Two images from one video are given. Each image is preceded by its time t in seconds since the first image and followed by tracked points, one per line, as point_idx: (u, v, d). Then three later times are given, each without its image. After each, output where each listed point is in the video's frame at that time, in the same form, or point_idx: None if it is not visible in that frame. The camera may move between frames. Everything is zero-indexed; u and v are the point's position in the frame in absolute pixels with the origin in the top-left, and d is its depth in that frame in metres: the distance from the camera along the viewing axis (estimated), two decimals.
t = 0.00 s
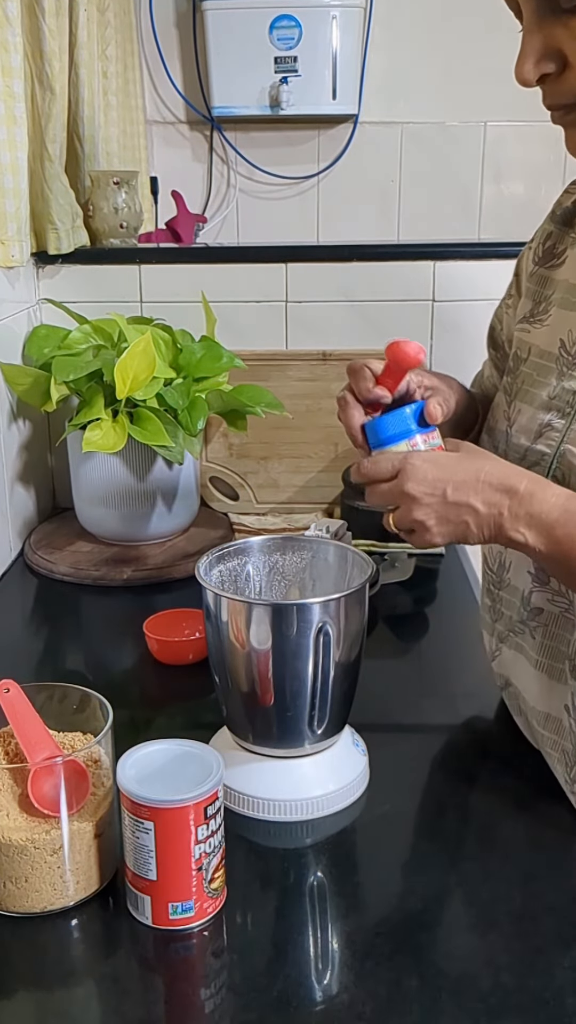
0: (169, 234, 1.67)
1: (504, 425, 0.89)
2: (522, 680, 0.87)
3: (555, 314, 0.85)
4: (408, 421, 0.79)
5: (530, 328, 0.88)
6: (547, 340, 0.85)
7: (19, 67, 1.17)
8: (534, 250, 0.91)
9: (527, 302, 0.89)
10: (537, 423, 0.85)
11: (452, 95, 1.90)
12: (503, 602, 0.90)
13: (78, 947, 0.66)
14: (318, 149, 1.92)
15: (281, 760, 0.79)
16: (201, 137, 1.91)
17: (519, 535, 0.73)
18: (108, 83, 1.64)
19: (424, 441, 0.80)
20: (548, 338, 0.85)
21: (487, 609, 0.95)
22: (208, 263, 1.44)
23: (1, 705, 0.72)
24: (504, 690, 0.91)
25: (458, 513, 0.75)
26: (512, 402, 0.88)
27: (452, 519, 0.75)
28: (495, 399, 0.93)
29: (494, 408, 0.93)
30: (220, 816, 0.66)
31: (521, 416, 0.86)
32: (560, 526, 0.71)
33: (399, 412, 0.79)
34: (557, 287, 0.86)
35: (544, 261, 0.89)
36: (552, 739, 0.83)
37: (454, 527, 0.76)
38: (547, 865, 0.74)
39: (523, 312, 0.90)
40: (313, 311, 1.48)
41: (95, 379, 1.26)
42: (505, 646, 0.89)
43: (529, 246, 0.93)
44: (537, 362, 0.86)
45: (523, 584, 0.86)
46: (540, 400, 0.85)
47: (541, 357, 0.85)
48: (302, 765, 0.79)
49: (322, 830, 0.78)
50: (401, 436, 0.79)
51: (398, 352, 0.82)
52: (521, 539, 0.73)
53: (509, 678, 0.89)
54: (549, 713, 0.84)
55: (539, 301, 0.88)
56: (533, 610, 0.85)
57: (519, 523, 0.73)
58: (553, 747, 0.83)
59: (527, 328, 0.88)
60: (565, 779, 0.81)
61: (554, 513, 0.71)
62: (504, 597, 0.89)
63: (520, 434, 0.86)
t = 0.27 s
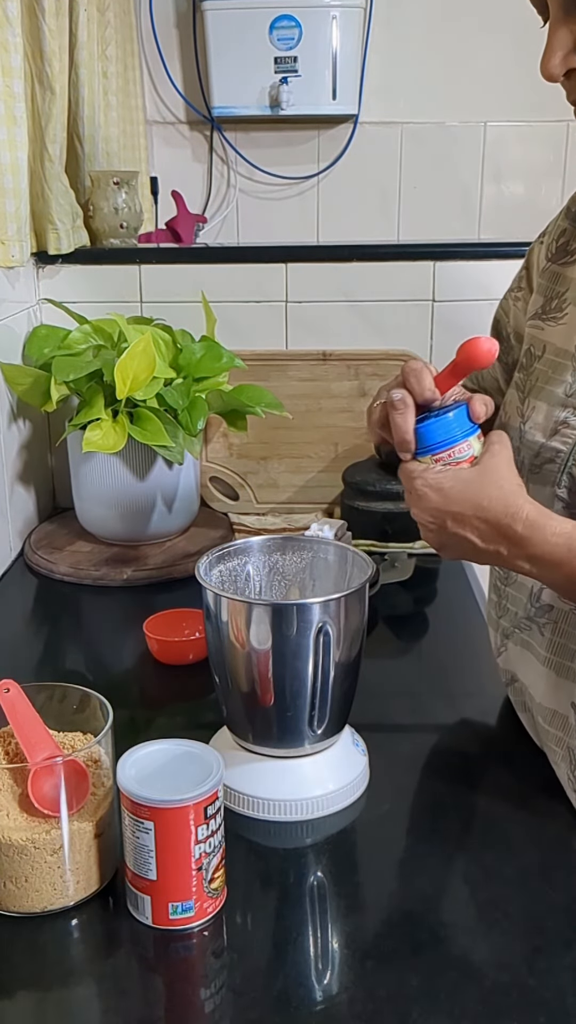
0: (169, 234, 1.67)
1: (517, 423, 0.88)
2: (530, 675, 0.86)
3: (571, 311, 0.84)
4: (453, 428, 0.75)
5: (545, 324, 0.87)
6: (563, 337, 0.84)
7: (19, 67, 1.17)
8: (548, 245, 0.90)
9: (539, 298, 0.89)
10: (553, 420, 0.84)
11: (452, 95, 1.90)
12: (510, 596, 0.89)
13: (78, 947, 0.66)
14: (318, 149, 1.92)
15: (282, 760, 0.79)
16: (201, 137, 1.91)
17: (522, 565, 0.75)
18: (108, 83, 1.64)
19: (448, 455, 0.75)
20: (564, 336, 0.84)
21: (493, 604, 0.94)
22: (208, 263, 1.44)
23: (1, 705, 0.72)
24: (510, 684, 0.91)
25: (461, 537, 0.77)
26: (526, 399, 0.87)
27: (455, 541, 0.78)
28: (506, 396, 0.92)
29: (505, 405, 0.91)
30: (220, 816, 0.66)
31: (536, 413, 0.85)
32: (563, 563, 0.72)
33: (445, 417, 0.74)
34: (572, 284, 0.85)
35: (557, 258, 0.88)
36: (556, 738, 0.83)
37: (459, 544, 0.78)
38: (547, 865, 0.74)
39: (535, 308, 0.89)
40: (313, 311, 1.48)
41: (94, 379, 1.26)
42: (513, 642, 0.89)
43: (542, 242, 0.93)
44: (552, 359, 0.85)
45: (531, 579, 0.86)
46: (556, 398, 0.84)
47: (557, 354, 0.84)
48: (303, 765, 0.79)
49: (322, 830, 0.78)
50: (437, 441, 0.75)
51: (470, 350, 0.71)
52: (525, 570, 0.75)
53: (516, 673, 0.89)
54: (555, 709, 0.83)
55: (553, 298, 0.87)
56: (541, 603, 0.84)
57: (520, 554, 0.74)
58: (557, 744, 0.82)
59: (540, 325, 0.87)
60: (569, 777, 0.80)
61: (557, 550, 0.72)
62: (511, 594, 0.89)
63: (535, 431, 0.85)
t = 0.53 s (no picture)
0: (169, 234, 1.67)
1: (518, 420, 0.88)
2: (531, 675, 0.86)
3: (573, 309, 0.84)
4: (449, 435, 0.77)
5: (545, 321, 0.86)
6: (564, 335, 0.84)
7: (19, 67, 1.17)
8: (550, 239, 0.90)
9: (539, 294, 0.88)
10: (556, 419, 0.84)
11: (452, 95, 1.90)
12: (513, 600, 0.89)
13: (78, 947, 0.66)
14: (318, 149, 1.92)
15: (282, 760, 0.79)
16: (201, 137, 1.91)
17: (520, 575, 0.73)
18: (108, 83, 1.64)
19: (446, 461, 0.77)
20: (566, 334, 0.84)
21: (494, 605, 0.94)
22: (208, 263, 1.44)
23: (2, 705, 0.72)
24: (510, 683, 0.91)
25: (460, 546, 0.76)
26: (527, 396, 0.87)
27: (454, 551, 0.77)
28: (507, 391, 0.92)
29: (506, 401, 0.91)
30: (220, 816, 0.66)
31: (539, 411, 0.86)
32: (564, 573, 0.70)
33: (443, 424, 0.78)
34: (573, 281, 0.85)
35: (559, 254, 0.88)
36: (558, 738, 0.83)
37: (457, 555, 0.77)
38: (547, 865, 0.74)
39: (534, 305, 0.89)
40: (313, 311, 1.48)
41: (95, 379, 1.26)
42: (516, 640, 0.89)
43: (543, 234, 0.93)
44: (553, 356, 0.85)
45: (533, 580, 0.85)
46: (558, 396, 0.84)
47: (559, 352, 0.84)
48: (303, 765, 0.79)
49: (322, 830, 0.78)
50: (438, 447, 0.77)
51: (480, 307, 0.77)
52: (524, 580, 0.73)
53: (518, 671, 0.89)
54: (555, 709, 0.83)
55: (553, 294, 0.87)
56: (544, 604, 0.83)
57: (518, 564, 0.72)
58: (558, 743, 0.83)
59: (541, 321, 0.87)
60: (569, 776, 0.81)
61: (558, 559, 0.70)
62: (513, 593, 0.89)
63: (538, 429, 0.85)
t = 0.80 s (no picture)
0: (169, 234, 1.67)
1: (521, 419, 0.88)
2: (533, 673, 0.86)
3: None
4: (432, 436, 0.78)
5: (547, 319, 0.86)
6: (567, 334, 0.84)
7: (19, 67, 1.17)
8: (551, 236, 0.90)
9: (539, 291, 0.88)
10: (560, 419, 0.84)
11: (452, 95, 1.90)
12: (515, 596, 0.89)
13: (78, 947, 0.66)
14: (318, 149, 1.92)
15: (282, 760, 0.79)
16: (201, 137, 1.91)
17: (529, 554, 0.72)
18: (108, 83, 1.64)
19: (434, 458, 0.78)
20: (569, 332, 0.84)
21: (496, 604, 0.94)
22: (208, 263, 1.44)
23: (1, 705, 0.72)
24: (511, 683, 0.91)
25: (462, 529, 0.75)
26: (530, 395, 0.87)
27: (455, 537, 0.75)
28: (509, 389, 0.91)
29: (509, 398, 0.91)
30: (220, 816, 0.66)
31: (542, 411, 0.86)
32: None
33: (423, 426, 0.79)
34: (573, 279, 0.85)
35: (560, 251, 0.88)
36: (560, 737, 0.83)
37: (461, 543, 0.76)
38: (547, 865, 0.74)
39: (535, 303, 0.89)
40: (313, 311, 1.48)
41: (94, 379, 1.26)
42: (518, 639, 0.89)
43: (544, 229, 0.93)
44: (556, 355, 0.85)
45: (537, 578, 0.85)
46: (561, 396, 0.84)
47: (561, 351, 0.84)
48: (303, 765, 0.79)
49: (322, 830, 0.78)
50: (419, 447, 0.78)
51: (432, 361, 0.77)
52: (535, 557, 0.72)
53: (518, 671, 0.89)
54: (559, 706, 0.83)
55: (553, 292, 0.87)
56: (548, 602, 0.84)
57: (527, 541, 0.72)
58: (560, 742, 0.83)
59: (543, 320, 0.87)
60: (571, 775, 0.81)
61: (571, 532, 0.70)
62: (517, 590, 0.89)
63: (542, 429, 0.85)
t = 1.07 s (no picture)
0: (169, 234, 1.67)
1: (525, 419, 0.88)
2: (536, 673, 0.86)
3: None
4: (433, 443, 0.78)
5: (550, 319, 0.87)
6: (571, 334, 0.84)
7: (19, 67, 1.17)
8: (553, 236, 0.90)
9: (542, 289, 0.88)
10: (564, 417, 0.84)
11: (452, 95, 1.89)
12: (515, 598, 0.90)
13: (78, 947, 0.66)
14: (318, 149, 1.92)
15: (282, 760, 0.79)
16: (201, 137, 1.91)
17: (533, 565, 0.72)
18: (108, 83, 1.64)
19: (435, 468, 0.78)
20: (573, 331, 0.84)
21: (497, 604, 0.95)
22: (208, 263, 1.44)
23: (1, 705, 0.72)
24: (512, 683, 0.91)
25: (463, 540, 0.75)
26: (534, 393, 0.87)
27: (457, 547, 0.76)
28: (511, 388, 0.91)
29: (511, 398, 0.91)
30: (220, 816, 0.66)
31: (546, 411, 0.86)
32: None
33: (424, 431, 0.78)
34: None
35: (563, 249, 0.88)
36: (562, 735, 0.83)
37: (463, 554, 0.76)
38: (547, 865, 0.74)
39: (537, 301, 0.89)
40: (313, 311, 1.48)
41: (94, 379, 1.26)
42: (519, 639, 0.89)
43: (547, 227, 0.93)
44: (560, 353, 0.85)
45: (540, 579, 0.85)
46: (566, 395, 0.84)
47: (565, 349, 0.84)
48: (303, 765, 0.79)
49: (322, 830, 0.78)
50: (420, 457, 0.78)
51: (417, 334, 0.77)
52: (537, 569, 0.72)
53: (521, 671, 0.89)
54: (563, 705, 0.83)
55: (556, 291, 0.87)
56: (550, 602, 0.84)
57: (531, 552, 0.72)
58: (564, 741, 0.83)
59: (546, 319, 0.87)
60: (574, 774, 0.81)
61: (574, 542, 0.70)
62: (518, 591, 0.89)
63: (545, 428, 0.85)
